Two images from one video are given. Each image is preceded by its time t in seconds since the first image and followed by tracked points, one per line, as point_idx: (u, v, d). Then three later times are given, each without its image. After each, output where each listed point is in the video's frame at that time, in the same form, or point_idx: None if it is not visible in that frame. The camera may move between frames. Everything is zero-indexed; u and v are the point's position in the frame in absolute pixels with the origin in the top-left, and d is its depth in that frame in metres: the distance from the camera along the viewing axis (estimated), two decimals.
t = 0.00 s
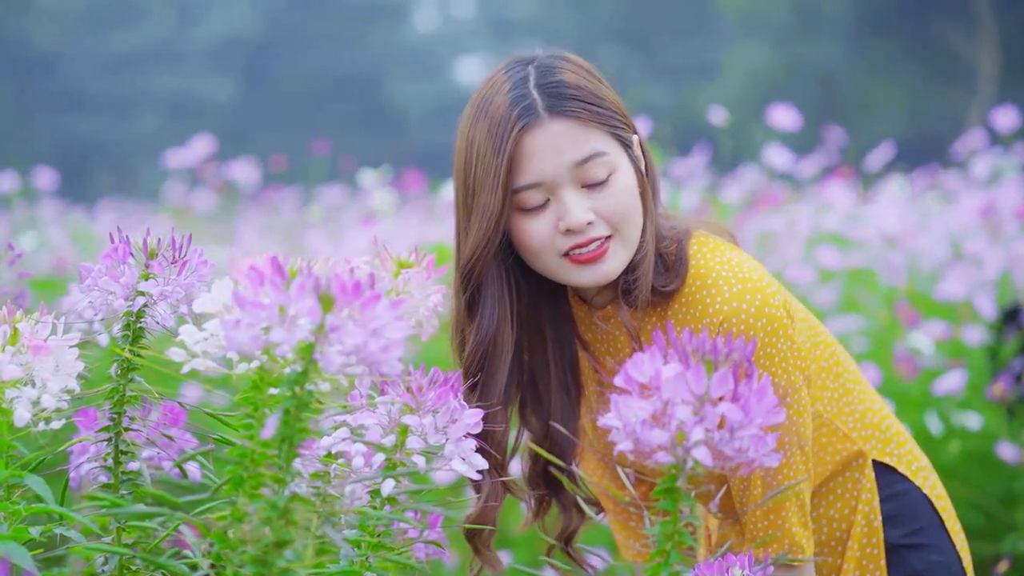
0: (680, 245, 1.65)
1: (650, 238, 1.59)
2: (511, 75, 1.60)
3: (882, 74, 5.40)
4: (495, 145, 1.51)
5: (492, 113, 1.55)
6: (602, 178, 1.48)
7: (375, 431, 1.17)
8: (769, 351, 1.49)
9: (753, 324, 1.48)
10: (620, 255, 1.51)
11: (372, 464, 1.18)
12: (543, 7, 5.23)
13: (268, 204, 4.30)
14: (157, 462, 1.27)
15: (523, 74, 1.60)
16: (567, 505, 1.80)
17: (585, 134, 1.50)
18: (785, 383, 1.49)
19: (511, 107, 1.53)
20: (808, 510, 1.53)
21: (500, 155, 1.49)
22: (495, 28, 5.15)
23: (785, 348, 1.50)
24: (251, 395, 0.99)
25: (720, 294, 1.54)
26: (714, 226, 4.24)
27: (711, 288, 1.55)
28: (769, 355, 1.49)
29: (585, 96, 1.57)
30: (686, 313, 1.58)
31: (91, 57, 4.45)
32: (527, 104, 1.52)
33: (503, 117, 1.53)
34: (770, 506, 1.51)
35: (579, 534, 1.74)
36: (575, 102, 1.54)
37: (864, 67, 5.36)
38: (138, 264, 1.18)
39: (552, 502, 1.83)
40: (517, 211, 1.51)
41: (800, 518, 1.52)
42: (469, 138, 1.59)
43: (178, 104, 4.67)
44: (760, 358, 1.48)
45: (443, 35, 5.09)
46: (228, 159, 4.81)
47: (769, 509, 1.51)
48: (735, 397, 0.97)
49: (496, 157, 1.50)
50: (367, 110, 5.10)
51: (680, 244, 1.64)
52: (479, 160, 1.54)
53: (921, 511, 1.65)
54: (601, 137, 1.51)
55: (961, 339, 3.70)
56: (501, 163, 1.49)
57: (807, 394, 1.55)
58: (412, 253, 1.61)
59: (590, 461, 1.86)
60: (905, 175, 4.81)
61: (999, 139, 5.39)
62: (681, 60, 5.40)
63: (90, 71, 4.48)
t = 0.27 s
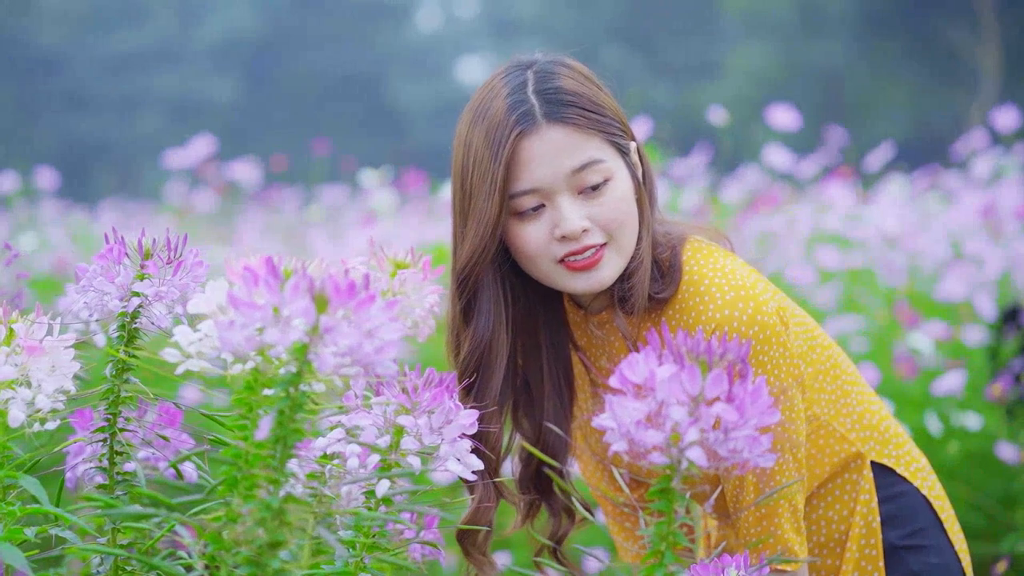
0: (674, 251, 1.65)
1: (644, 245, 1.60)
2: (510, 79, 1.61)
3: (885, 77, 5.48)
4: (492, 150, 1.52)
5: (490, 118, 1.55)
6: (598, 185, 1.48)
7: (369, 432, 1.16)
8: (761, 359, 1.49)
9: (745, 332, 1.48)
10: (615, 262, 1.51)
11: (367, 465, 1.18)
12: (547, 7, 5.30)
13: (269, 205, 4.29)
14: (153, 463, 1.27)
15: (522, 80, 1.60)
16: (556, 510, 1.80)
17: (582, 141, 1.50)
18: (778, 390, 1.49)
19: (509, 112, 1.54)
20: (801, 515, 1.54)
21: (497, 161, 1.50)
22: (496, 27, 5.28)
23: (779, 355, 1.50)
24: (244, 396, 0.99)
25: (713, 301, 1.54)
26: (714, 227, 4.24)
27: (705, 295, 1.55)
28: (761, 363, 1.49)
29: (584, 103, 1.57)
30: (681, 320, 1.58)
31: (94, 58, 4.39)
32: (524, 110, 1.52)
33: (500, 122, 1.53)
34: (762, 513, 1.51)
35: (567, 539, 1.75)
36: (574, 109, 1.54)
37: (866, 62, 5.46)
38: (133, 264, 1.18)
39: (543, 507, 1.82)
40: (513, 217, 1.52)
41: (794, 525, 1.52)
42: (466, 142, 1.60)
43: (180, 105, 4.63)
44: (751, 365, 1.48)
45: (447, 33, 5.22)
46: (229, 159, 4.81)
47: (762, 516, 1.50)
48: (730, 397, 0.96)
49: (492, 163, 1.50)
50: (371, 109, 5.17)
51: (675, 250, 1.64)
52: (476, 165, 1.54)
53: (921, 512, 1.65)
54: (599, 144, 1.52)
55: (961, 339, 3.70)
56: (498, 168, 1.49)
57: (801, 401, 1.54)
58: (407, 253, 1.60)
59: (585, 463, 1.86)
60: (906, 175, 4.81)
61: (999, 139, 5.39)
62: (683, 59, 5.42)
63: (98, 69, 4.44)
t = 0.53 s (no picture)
0: (668, 258, 1.66)
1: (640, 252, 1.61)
2: (504, 87, 1.63)
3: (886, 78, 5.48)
4: (486, 158, 1.53)
5: (485, 125, 1.57)
6: (592, 194, 1.50)
7: (364, 433, 1.16)
8: (755, 366, 1.50)
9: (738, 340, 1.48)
10: (608, 270, 1.54)
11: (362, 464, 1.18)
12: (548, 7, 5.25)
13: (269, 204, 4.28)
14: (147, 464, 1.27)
15: (516, 87, 1.62)
16: (550, 515, 1.81)
17: (576, 149, 1.52)
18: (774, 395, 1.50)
19: (504, 120, 1.55)
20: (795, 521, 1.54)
21: (491, 169, 1.51)
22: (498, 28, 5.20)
23: (773, 361, 1.51)
24: (238, 396, 0.99)
25: (707, 309, 1.55)
26: (713, 228, 4.23)
27: (699, 303, 1.56)
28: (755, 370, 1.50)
29: (578, 111, 1.59)
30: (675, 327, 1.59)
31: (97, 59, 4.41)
32: (519, 118, 1.54)
33: (495, 130, 1.55)
34: (755, 519, 1.52)
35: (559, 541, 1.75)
36: (568, 118, 1.56)
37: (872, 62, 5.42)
38: (127, 265, 1.18)
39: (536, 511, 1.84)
40: (507, 225, 1.54)
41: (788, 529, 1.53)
42: (461, 149, 1.61)
43: (181, 105, 4.63)
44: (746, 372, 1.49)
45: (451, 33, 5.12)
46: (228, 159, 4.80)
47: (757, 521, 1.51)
48: (723, 399, 0.96)
49: (487, 170, 1.52)
50: (371, 110, 5.11)
51: (669, 257, 1.65)
52: (470, 172, 1.56)
53: (919, 513, 1.65)
54: (593, 153, 1.54)
55: (960, 339, 3.70)
56: (492, 176, 1.51)
57: (795, 407, 1.55)
58: (402, 254, 1.60)
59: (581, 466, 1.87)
60: (906, 176, 4.81)
61: (1000, 140, 5.39)
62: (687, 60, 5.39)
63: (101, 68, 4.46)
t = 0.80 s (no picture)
0: (661, 261, 1.66)
1: (634, 256, 1.61)
2: (497, 94, 1.65)
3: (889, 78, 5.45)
4: (479, 164, 1.55)
5: (477, 131, 1.60)
6: (584, 201, 1.51)
7: (354, 433, 1.15)
8: (747, 371, 1.50)
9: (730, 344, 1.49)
10: (600, 276, 1.55)
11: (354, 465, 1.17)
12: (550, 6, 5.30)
13: (268, 203, 4.27)
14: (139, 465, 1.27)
15: (509, 94, 1.65)
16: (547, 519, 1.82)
17: (568, 156, 1.54)
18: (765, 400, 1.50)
19: (496, 127, 1.58)
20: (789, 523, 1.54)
21: (484, 175, 1.54)
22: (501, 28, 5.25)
23: (764, 367, 1.51)
24: (228, 396, 0.98)
25: (699, 314, 1.55)
26: (711, 229, 4.22)
27: (691, 307, 1.56)
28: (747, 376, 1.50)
29: (570, 118, 1.62)
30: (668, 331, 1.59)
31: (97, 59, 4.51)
32: (511, 125, 1.56)
33: (487, 137, 1.57)
34: (748, 524, 1.52)
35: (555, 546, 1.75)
36: (560, 125, 1.58)
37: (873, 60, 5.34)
38: (119, 264, 1.17)
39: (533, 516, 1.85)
40: (499, 231, 1.55)
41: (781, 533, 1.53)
42: (454, 155, 1.64)
43: (184, 105, 4.73)
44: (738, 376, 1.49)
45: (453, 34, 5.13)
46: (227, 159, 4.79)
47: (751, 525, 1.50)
48: (715, 399, 0.96)
49: (479, 176, 1.54)
50: (372, 109, 5.17)
51: (662, 261, 1.65)
52: (462, 178, 1.58)
53: (915, 514, 1.65)
54: (585, 159, 1.55)
55: (959, 339, 3.69)
56: (484, 183, 1.53)
57: (788, 411, 1.55)
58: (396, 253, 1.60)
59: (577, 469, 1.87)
60: (906, 175, 4.79)
61: (1002, 140, 5.36)
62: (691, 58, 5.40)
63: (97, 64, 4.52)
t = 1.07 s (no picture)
0: (650, 263, 1.66)
1: (623, 257, 1.61)
2: (485, 96, 1.65)
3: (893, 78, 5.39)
4: (466, 166, 1.55)
5: (465, 133, 1.60)
6: (572, 203, 1.52)
7: (342, 433, 1.12)
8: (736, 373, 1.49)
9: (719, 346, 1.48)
10: (587, 279, 1.55)
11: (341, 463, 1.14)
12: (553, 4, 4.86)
13: (267, 200, 4.24)
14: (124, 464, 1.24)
15: (497, 95, 1.65)
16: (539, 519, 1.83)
17: (556, 159, 1.54)
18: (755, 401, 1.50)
19: (484, 129, 1.57)
20: (779, 524, 1.53)
21: (471, 177, 1.53)
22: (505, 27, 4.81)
23: (753, 368, 1.51)
24: (213, 396, 0.95)
25: (688, 316, 1.55)
26: (708, 231, 4.29)
27: (679, 309, 1.56)
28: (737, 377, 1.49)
29: (557, 120, 1.62)
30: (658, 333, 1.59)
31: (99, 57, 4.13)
32: (499, 127, 1.56)
33: (475, 139, 1.57)
34: (739, 525, 1.51)
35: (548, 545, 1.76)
36: (548, 127, 1.58)
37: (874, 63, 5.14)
38: (106, 262, 1.14)
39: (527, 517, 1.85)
40: (486, 233, 1.55)
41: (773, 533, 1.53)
42: (441, 157, 1.64)
43: (182, 105, 4.30)
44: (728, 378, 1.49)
45: (453, 34, 4.71)
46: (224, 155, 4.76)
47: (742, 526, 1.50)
48: (702, 397, 0.93)
49: (466, 178, 1.54)
50: (372, 110, 4.71)
51: (650, 262, 1.66)
52: (450, 180, 1.58)
53: (907, 512, 1.65)
54: (572, 161, 1.56)
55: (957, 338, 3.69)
56: (471, 185, 1.53)
57: (778, 413, 1.55)
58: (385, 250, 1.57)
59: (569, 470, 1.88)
60: (905, 174, 4.79)
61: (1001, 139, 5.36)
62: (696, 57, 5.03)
63: (101, 68, 4.12)
